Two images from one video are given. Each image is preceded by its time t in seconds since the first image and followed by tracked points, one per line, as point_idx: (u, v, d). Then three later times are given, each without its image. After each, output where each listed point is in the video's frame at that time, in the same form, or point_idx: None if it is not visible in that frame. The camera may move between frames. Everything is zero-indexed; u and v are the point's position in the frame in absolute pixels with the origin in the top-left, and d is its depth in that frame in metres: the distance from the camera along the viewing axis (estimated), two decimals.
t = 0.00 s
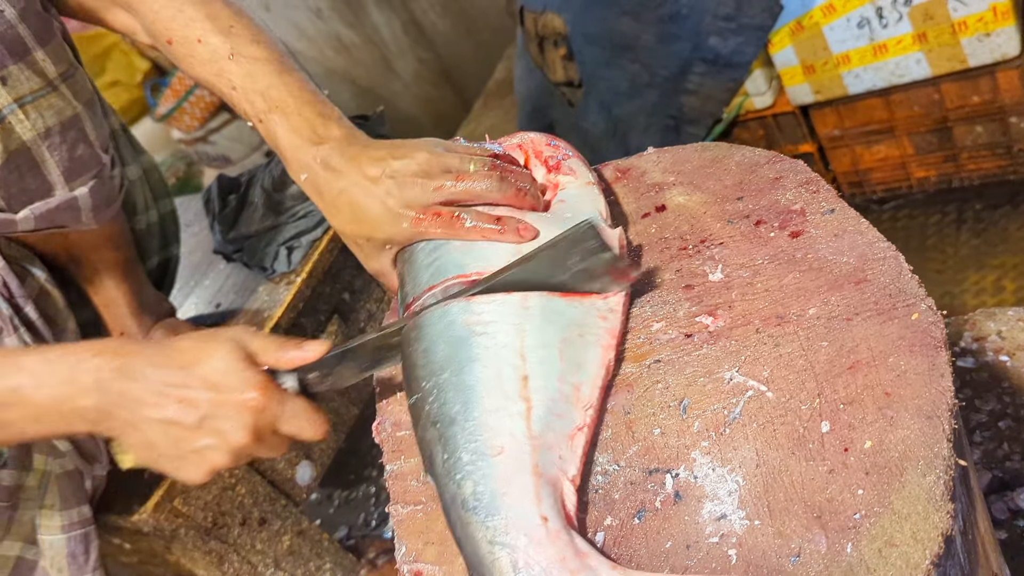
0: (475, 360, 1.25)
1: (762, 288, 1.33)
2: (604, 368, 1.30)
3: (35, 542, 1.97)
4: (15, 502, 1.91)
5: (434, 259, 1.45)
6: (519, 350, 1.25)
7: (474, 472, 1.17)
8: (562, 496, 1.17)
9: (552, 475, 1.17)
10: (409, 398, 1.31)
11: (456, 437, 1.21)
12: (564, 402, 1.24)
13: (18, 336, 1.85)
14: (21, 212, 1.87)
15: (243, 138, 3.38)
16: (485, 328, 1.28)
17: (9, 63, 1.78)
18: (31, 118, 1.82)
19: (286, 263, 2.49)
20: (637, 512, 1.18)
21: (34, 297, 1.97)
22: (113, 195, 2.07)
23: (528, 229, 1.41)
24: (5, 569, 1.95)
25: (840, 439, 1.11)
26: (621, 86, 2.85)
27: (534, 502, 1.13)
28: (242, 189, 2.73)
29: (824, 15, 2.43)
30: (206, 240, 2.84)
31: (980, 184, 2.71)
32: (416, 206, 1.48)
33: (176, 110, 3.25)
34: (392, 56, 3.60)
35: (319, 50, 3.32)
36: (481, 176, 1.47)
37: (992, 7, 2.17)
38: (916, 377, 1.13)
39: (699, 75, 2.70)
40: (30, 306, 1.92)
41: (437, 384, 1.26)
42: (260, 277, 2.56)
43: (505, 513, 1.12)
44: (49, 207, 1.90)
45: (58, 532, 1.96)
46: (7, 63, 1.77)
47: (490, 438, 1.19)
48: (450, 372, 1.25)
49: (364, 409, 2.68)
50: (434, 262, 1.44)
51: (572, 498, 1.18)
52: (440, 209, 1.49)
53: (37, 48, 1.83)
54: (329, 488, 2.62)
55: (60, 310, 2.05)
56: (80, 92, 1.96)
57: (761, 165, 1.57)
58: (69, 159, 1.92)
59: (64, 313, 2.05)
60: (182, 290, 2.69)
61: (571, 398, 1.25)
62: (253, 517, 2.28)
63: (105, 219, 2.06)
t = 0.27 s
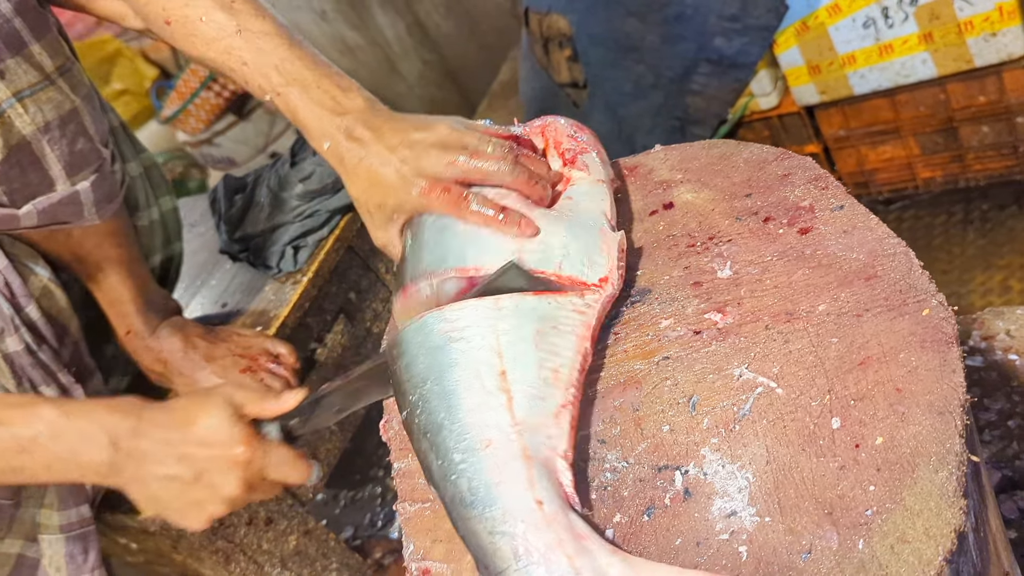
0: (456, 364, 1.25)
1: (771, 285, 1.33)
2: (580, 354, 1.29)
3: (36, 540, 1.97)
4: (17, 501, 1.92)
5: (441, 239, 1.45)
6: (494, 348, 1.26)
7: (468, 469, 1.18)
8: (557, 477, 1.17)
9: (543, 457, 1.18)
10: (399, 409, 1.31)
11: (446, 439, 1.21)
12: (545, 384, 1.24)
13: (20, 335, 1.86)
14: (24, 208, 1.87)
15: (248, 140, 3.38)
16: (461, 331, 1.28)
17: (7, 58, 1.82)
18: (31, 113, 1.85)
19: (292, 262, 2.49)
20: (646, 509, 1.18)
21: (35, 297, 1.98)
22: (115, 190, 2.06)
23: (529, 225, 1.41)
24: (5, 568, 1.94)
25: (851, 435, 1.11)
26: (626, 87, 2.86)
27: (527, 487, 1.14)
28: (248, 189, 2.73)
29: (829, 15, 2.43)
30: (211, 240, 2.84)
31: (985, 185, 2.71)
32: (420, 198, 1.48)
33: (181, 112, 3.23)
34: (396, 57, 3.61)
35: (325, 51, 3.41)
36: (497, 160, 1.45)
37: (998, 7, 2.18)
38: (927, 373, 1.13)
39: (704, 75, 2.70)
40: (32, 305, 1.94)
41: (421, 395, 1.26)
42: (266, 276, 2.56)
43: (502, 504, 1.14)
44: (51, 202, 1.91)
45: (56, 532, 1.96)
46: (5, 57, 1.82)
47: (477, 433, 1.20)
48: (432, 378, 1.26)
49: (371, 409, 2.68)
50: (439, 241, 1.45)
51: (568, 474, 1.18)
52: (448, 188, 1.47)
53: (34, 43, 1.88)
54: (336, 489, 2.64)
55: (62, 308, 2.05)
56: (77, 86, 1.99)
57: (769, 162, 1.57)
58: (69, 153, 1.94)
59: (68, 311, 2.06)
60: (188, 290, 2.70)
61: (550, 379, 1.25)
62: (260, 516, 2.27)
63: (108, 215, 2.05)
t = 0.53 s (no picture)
0: (461, 363, 1.25)
1: (776, 286, 1.32)
2: (581, 349, 1.32)
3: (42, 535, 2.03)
4: (23, 495, 1.99)
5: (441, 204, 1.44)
6: (498, 348, 1.26)
7: (477, 468, 1.16)
8: (567, 477, 1.17)
9: (554, 457, 1.17)
10: (403, 414, 1.30)
11: (453, 440, 1.20)
12: (550, 382, 1.25)
13: (30, 326, 1.86)
14: (40, 199, 1.90)
15: (251, 141, 3.39)
16: (465, 332, 1.28)
17: (32, 48, 1.85)
18: (52, 105, 1.88)
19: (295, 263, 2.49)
20: (650, 512, 1.18)
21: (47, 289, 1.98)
22: (129, 187, 2.11)
23: (522, 213, 1.40)
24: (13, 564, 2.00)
25: (856, 438, 1.10)
26: (628, 89, 2.85)
27: (540, 486, 1.12)
28: (252, 190, 2.73)
29: (833, 15, 2.43)
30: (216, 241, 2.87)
31: (990, 185, 2.70)
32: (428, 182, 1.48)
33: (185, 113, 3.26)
34: (399, 58, 3.61)
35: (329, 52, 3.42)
36: (506, 147, 1.46)
37: (1002, 7, 2.18)
38: (933, 375, 1.12)
39: (707, 77, 2.70)
40: (44, 296, 1.92)
41: (425, 398, 1.25)
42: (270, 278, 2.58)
43: (513, 501, 1.11)
44: (68, 194, 1.95)
45: (62, 525, 2.02)
46: (31, 48, 1.85)
47: (485, 432, 1.19)
48: (437, 379, 1.25)
49: (374, 411, 2.68)
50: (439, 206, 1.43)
51: (577, 475, 1.18)
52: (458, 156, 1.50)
53: (59, 35, 1.92)
54: (339, 490, 2.66)
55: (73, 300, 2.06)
56: (99, 82, 2.04)
57: (774, 163, 1.56)
58: (87, 148, 1.98)
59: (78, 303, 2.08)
60: (193, 291, 2.73)
61: (556, 378, 1.26)
62: (263, 518, 2.28)
63: (120, 211, 2.10)
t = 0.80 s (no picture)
0: (462, 366, 1.25)
1: (776, 290, 1.32)
2: (582, 352, 1.33)
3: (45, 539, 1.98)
4: (25, 500, 1.93)
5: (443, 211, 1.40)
6: (498, 351, 1.26)
7: (477, 472, 1.16)
8: (568, 480, 1.17)
9: (554, 460, 1.18)
10: (403, 418, 1.30)
11: (453, 444, 1.20)
12: (551, 385, 1.25)
13: (34, 331, 1.86)
14: (43, 204, 1.88)
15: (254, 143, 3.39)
16: (466, 336, 1.28)
17: (34, 54, 1.84)
18: (54, 110, 1.86)
19: (297, 266, 2.49)
20: (651, 515, 1.17)
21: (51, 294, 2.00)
22: (131, 191, 2.09)
23: (522, 214, 1.39)
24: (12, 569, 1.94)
25: (857, 442, 1.10)
26: (631, 90, 2.87)
27: (540, 490, 1.12)
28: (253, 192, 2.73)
29: (835, 17, 2.42)
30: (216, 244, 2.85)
31: (993, 187, 2.69)
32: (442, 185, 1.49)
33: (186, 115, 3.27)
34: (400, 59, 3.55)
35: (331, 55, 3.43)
36: (505, 148, 1.48)
37: (1006, 8, 2.17)
38: (933, 379, 1.12)
39: (709, 78, 2.71)
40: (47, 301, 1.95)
41: (426, 402, 1.25)
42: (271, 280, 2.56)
43: (513, 505, 1.12)
44: (70, 199, 1.92)
45: (68, 530, 1.98)
46: (33, 55, 1.83)
47: (485, 435, 1.19)
48: (438, 383, 1.25)
49: (375, 413, 2.68)
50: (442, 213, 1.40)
51: (577, 479, 1.18)
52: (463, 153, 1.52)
53: (60, 40, 1.90)
54: (340, 493, 2.60)
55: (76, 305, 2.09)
56: (99, 86, 2.02)
57: (775, 166, 1.56)
58: (89, 152, 1.96)
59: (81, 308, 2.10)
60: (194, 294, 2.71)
61: (556, 381, 1.26)
62: (265, 520, 2.29)
63: (123, 216, 2.09)
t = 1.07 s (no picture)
0: (461, 367, 1.25)
1: (776, 288, 1.33)
2: (582, 355, 1.32)
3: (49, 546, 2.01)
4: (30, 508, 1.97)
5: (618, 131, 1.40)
6: (498, 352, 1.27)
7: (475, 472, 1.16)
8: (565, 480, 1.18)
9: (551, 460, 1.18)
10: (403, 419, 1.30)
11: (451, 444, 1.20)
12: (549, 385, 1.25)
13: (31, 343, 1.90)
14: (34, 217, 1.87)
15: (255, 142, 3.39)
16: (466, 336, 1.29)
17: (16, 67, 1.81)
18: (40, 122, 1.84)
19: (298, 264, 2.50)
20: (650, 512, 1.18)
21: (46, 304, 2.00)
22: (123, 197, 2.05)
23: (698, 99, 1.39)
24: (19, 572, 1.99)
25: (856, 439, 1.10)
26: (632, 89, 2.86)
27: (536, 490, 1.13)
28: (255, 191, 2.72)
29: (837, 16, 2.42)
30: (219, 242, 2.86)
31: (994, 186, 2.68)
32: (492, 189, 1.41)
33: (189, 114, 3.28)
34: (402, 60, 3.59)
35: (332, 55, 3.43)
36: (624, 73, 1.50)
37: (1006, 7, 2.17)
38: (932, 376, 1.12)
39: (711, 77, 2.71)
40: (43, 311, 1.96)
41: (425, 403, 1.26)
42: (272, 279, 2.57)
43: (511, 504, 1.12)
44: (61, 210, 1.90)
45: (72, 537, 1.99)
46: (15, 68, 1.81)
47: (484, 436, 1.19)
48: (437, 383, 1.25)
49: (376, 412, 2.67)
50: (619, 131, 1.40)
51: (575, 477, 1.18)
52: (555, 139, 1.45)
53: (43, 51, 1.87)
54: (341, 493, 2.61)
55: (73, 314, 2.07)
56: (86, 94, 1.98)
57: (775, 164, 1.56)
58: (78, 162, 1.92)
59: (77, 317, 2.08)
60: (195, 293, 2.72)
61: (555, 382, 1.26)
62: (266, 518, 2.29)
63: (115, 222, 2.04)
